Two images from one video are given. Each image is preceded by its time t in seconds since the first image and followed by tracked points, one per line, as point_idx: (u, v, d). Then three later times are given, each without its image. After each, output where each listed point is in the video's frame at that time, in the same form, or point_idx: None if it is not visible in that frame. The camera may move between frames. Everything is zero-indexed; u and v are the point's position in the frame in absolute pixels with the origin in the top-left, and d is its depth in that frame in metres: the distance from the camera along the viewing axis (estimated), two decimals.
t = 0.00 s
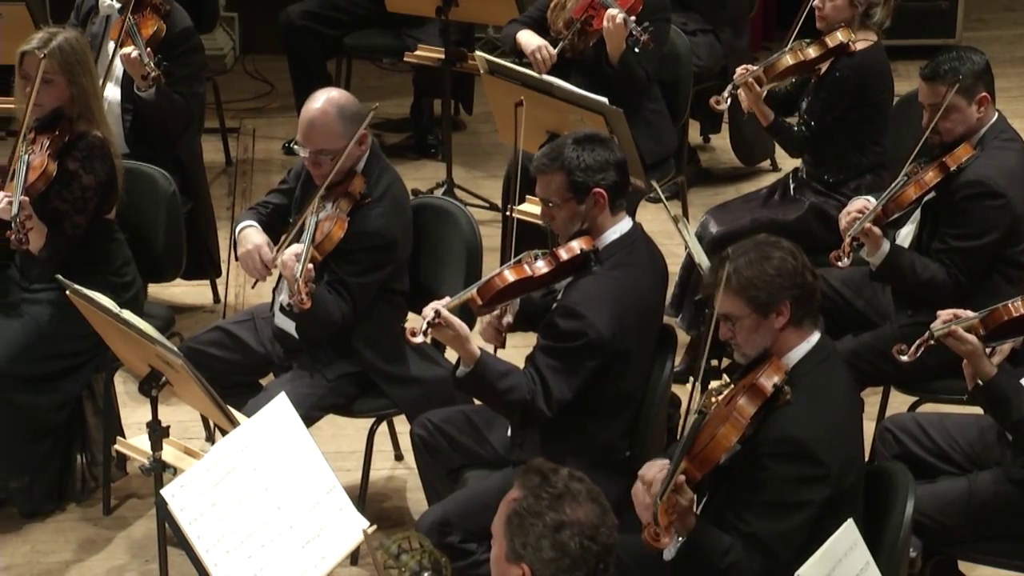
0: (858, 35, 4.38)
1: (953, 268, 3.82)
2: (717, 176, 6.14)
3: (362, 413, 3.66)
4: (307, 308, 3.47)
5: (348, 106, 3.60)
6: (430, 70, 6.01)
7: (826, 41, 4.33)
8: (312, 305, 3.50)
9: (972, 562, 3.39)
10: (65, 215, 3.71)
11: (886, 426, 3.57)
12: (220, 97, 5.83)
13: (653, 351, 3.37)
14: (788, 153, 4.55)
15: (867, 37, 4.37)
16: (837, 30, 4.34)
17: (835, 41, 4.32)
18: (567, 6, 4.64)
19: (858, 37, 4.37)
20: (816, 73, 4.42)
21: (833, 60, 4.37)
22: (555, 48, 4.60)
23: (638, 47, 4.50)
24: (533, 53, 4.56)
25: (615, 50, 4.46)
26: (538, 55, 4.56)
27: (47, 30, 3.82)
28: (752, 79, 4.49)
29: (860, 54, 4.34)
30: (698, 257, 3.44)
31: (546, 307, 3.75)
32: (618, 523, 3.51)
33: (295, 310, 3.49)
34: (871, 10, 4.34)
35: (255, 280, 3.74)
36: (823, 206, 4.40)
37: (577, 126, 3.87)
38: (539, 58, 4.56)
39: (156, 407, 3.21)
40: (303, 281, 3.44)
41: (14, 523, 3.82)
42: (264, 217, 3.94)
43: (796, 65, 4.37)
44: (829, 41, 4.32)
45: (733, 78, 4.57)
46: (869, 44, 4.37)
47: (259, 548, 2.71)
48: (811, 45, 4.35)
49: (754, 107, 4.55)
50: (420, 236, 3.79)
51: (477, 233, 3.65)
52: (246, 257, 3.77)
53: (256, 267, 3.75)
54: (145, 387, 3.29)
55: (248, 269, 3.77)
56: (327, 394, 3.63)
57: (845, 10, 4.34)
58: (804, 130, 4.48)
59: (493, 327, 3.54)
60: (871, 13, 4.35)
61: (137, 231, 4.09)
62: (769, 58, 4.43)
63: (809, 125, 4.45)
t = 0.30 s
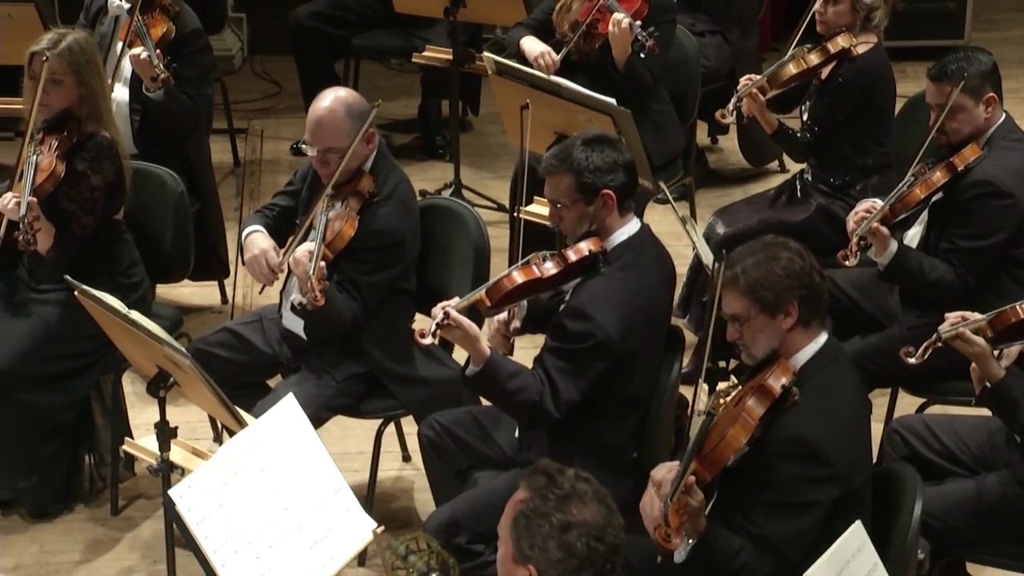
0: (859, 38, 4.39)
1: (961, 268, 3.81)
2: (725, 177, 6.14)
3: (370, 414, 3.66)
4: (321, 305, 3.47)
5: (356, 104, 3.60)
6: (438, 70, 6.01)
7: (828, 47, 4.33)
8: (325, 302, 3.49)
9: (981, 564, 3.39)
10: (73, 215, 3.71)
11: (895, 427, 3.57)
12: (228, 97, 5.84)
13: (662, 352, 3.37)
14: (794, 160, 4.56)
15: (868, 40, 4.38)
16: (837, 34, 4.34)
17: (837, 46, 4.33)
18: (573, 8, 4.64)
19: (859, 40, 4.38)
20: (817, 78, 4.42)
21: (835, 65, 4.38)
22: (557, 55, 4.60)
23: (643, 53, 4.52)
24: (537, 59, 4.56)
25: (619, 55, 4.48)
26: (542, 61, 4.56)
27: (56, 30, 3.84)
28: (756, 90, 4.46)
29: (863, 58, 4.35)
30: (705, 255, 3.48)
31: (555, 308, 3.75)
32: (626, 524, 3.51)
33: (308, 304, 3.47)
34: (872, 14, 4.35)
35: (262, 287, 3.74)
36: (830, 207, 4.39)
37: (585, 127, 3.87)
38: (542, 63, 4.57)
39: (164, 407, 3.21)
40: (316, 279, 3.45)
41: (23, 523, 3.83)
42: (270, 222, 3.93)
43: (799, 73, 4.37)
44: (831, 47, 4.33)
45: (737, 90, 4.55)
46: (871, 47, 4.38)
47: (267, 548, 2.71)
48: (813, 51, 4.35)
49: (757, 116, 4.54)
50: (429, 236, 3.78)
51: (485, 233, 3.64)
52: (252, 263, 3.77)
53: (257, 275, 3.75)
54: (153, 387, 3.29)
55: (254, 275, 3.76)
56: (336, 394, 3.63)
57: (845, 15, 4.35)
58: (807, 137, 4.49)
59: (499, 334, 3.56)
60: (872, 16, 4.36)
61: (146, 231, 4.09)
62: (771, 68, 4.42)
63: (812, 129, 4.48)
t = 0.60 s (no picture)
0: (857, 39, 4.36)
1: (971, 268, 3.80)
2: (735, 177, 6.13)
3: (378, 414, 3.66)
4: (327, 302, 3.48)
5: (362, 103, 3.61)
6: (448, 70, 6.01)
7: (826, 52, 4.33)
8: (332, 300, 3.50)
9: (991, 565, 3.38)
10: (83, 213, 3.72)
11: (904, 428, 3.56)
12: (238, 96, 5.84)
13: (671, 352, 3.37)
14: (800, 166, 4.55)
15: (865, 40, 4.35)
16: (835, 38, 4.33)
17: (834, 51, 4.32)
18: (580, 11, 4.66)
19: (857, 42, 4.36)
20: (818, 82, 4.40)
21: (834, 69, 4.36)
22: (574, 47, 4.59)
23: (648, 59, 4.50)
24: (555, 50, 4.55)
25: (624, 58, 4.47)
26: (560, 52, 4.55)
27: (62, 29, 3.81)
28: (756, 101, 4.45)
29: (861, 61, 4.33)
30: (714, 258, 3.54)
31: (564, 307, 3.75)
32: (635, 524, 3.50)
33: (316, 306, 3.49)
34: (867, 14, 4.32)
35: (276, 273, 3.76)
36: (839, 210, 4.35)
37: (594, 127, 3.87)
38: (561, 55, 4.55)
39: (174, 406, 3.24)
40: (322, 276, 3.46)
41: (32, 521, 3.83)
42: (282, 217, 3.94)
43: (798, 80, 4.39)
44: (828, 52, 4.32)
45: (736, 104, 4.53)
46: (869, 48, 4.36)
47: (276, 547, 2.71)
48: (810, 58, 4.35)
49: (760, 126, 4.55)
50: (438, 236, 3.78)
51: (494, 233, 3.63)
52: (268, 248, 3.78)
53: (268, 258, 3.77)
54: (162, 387, 3.33)
55: (269, 262, 3.78)
56: (345, 394, 3.63)
57: (840, 18, 4.32)
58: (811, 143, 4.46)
59: (507, 326, 3.54)
60: (867, 16, 4.33)
61: (156, 231, 4.09)
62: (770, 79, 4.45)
63: (817, 136, 4.44)
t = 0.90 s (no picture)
0: (860, 43, 4.35)
1: (979, 267, 3.80)
2: (743, 177, 6.13)
3: (386, 413, 3.66)
4: (338, 302, 3.47)
5: (369, 102, 3.59)
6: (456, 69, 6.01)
7: (827, 59, 4.30)
8: (342, 299, 3.50)
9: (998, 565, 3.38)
10: (92, 211, 3.73)
11: (912, 428, 3.56)
12: (246, 96, 5.85)
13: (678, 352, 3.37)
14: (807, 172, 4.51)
15: (869, 44, 4.34)
16: (837, 44, 4.31)
17: (837, 55, 4.30)
18: (585, 14, 4.65)
19: (861, 44, 4.34)
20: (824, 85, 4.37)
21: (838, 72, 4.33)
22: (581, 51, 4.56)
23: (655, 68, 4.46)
24: (562, 54, 4.52)
25: (632, 66, 4.43)
26: (566, 56, 4.52)
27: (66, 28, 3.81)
28: (757, 112, 4.40)
29: (864, 65, 4.31)
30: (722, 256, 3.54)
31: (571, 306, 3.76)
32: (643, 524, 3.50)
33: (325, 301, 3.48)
34: (868, 15, 4.29)
35: (285, 277, 3.74)
36: (846, 207, 4.36)
37: (603, 127, 3.87)
38: (567, 58, 4.52)
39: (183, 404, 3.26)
40: (332, 275, 3.43)
41: (41, 520, 3.84)
42: (289, 219, 3.93)
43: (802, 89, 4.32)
44: (830, 59, 4.30)
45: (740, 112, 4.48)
46: (872, 50, 4.34)
47: (284, 546, 2.72)
48: (812, 65, 4.31)
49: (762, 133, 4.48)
50: (445, 235, 3.78)
51: (502, 232, 3.64)
52: (276, 252, 3.76)
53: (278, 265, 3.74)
54: (171, 386, 3.35)
55: (278, 267, 3.76)
56: (353, 393, 3.63)
57: (841, 23, 4.31)
58: (816, 149, 4.44)
59: (520, 319, 3.55)
60: (869, 17, 4.30)
61: (165, 231, 4.09)
62: (772, 88, 4.36)
63: (822, 140, 4.43)
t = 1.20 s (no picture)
0: (882, 47, 4.34)
1: (999, 270, 3.79)
2: (761, 177, 6.12)
3: (406, 413, 3.66)
4: (355, 305, 3.48)
5: (387, 103, 3.60)
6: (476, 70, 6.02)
7: (847, 66, 4.29)
8: (360, 303, 3.50)
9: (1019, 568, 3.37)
10: (111, 211, 3.74)
11: (933, 430, 3.56)
12: (266, 96, 5.86)
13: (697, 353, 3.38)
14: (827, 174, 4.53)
15: (890, 48, 4.34)
16: (859, 50, 4.30)
17: (860, 61, 4.29)
18: (604, 18, 4.62)
19: (882, 49, 4.34)
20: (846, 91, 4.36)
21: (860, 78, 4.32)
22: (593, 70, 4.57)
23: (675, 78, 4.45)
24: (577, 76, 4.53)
25: (656, 80, 4.45)
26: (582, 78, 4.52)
27: (88, 29, 3.82)
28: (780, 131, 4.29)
29: (886, 70, 4.29)
30: (742, 257, 3.59)
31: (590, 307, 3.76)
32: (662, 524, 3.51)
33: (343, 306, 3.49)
34: (889, 21, 4.30)
35: (284, 279, 3.73)
36: (867, 210, 4.34)
37: (623, 127, 3.86)
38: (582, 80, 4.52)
39: (202, 404, 3.26)
40: (350, 278, 3.45)
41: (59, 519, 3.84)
42: (299, 214, 3.93)
43: (823, 98, 4.31)
44: (850, 66, 4.28)
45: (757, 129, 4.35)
46: (894, 54, 4.33)
47: (304, 546, 2.72)
48: (832, 73, 4.31)
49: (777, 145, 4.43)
50: (465, 236, 3.78)
51: (521, 233, 3.63)
52: (276, 254, 3.76)
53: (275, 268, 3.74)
54: (190, 385, 3.35)
55: (277, 268, 3.75)
56: (372, 393, 3.63)
57: (863, 30, 4.30)
58: (833, 153, 4.47)
59: (521, 327, 3.51)
60: (890, 21, 4.31)
61: (185, 232, 4.10)
62: (792, 99, 4.31)
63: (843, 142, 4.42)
